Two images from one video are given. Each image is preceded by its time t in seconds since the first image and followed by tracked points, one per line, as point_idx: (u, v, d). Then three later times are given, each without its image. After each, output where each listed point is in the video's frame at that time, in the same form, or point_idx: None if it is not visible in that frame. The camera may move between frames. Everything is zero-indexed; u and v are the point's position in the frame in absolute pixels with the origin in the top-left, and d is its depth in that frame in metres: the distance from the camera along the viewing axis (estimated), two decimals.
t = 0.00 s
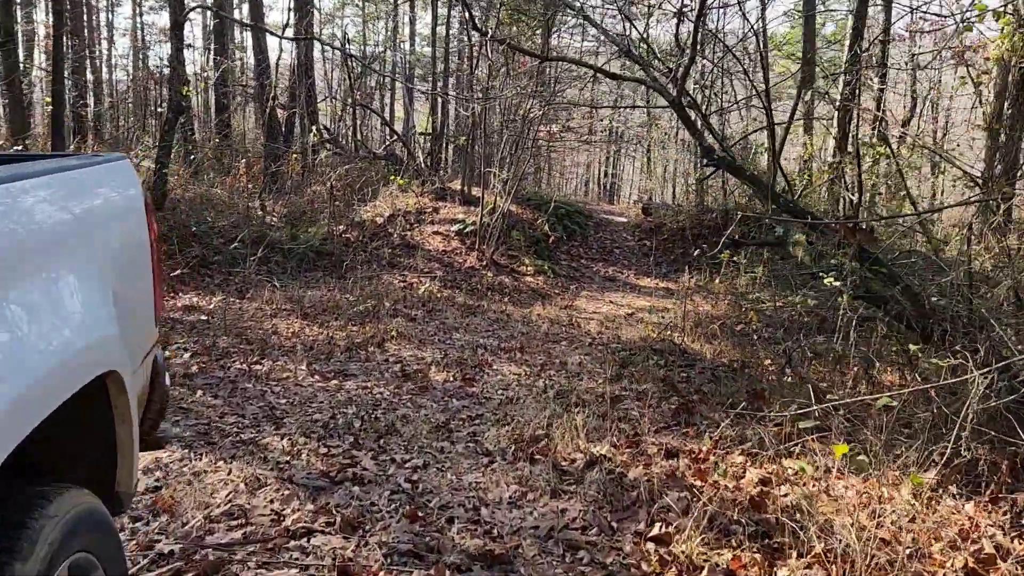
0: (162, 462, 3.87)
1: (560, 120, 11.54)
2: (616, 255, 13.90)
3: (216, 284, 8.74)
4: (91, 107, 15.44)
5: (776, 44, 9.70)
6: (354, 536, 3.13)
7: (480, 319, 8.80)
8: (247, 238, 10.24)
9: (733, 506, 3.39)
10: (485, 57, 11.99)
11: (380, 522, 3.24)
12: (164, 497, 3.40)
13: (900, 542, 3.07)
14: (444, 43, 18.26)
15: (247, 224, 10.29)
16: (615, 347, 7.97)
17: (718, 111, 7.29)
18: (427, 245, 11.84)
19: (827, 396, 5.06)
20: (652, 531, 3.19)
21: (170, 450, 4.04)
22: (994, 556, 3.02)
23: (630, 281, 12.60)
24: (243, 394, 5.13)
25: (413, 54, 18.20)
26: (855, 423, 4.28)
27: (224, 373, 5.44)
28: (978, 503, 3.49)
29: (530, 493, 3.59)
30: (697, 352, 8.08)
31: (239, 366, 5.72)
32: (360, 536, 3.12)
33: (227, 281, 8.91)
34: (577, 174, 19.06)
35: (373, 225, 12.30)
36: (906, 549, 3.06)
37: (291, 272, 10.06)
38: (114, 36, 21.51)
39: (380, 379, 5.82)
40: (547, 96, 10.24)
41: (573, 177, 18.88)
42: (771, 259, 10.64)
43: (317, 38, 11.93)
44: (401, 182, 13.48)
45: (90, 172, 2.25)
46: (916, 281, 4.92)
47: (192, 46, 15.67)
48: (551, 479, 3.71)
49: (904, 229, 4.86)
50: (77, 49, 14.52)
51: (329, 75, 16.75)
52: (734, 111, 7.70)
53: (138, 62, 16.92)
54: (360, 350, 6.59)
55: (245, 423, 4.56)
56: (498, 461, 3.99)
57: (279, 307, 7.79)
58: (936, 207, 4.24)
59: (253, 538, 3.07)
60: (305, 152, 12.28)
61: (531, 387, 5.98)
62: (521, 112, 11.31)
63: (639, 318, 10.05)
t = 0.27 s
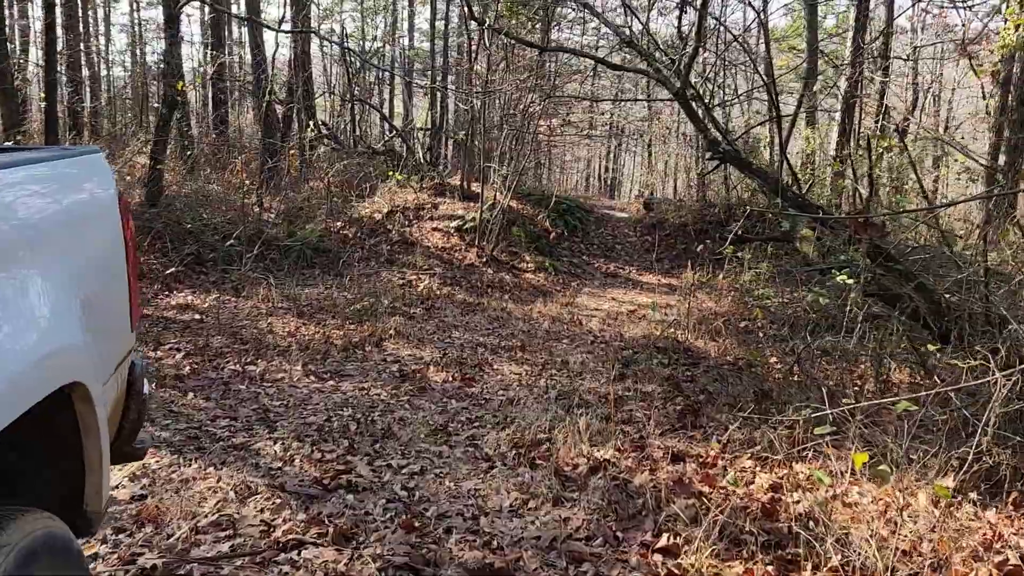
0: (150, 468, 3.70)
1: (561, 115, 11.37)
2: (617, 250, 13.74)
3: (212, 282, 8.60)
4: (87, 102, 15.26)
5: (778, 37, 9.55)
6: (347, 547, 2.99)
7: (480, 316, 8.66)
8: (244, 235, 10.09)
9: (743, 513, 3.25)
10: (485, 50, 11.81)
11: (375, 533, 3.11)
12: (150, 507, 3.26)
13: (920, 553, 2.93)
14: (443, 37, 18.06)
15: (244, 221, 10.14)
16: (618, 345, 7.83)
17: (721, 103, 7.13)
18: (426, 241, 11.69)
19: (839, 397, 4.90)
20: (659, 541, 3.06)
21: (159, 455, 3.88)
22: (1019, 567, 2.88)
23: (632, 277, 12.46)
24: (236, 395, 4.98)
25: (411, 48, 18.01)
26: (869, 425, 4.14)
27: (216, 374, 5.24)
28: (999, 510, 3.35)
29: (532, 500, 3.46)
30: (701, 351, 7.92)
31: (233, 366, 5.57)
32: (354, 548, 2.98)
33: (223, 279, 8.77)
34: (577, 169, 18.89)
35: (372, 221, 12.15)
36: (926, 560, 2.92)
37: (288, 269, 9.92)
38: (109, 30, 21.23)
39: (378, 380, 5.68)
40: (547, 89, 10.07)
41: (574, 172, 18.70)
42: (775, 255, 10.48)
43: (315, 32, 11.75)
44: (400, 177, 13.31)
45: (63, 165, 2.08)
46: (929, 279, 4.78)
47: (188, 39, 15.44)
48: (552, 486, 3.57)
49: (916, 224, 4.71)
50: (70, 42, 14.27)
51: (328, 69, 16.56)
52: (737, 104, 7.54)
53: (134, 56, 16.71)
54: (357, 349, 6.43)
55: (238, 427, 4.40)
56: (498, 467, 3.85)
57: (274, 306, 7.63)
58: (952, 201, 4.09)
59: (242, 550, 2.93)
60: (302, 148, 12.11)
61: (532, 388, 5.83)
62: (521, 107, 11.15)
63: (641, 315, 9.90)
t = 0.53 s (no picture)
0: (139, 477, 3.49)
1: (562, 110, 11.20)
2: (618, 247, 13.57)
3: (207, 279, 8.43)
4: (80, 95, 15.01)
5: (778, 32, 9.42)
6: (344, 564, 2.83)
7: (480, 314, 8.49)
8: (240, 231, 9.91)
9: (759, 526, 3.12)
10: (485, 43, 11.63)
11: (374, 547, 2.95)
12: (137, 519, 3.08)
13: (948, 569, 2.78)
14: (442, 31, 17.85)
15: (240, 218, 9.96)
16: (622, 345, 7.67)
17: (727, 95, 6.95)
18: (426, 237, 11.51)
19: (853, 401, 4.75)
20: (672, 556, 2.93)
21: (148, 463, 3.66)
22: None
23: (633, 274, 12.31)
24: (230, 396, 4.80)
25: (410, 42, 17.78)
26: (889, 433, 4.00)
27: (210, 376, 5.02)
28: None
29: (538, 511, 3.32)
30: (706, 351, 7.75)
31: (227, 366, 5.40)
32: (352, 563, 2.83)
33: (219, 277, 8.60)
34: (578, 165, 18.70)
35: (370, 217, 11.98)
36: None
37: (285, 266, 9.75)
38: (104, 21, 20.89)
39: (377, 381, 5.52)
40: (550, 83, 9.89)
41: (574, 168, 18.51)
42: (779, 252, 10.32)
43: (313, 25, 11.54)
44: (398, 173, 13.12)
45: (32, 161, 1.88)
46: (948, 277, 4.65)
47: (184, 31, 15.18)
48: (559, 496, 3.44)
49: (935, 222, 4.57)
50: (63, 33, 13.99)
51: (325, 63, 16.32)
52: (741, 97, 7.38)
53: (128, 49, 16.44)
54: (355, 349, 6.27)
55: (232, 431, 4.21)
56: (502, 476, 3.71)
57: (271, 305, 7.44)
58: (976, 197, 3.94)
59: (233, 566, 2.77)
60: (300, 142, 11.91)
61: (535, 390, 5.66)
62: (521, 102, 10.99)
63: (644, 313, 9.72)
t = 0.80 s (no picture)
0: (133, 487, 3.28)
1: (569, 107, 11.04)
2: (624, 244, 13.40)
3: (208, 277, 8.28)
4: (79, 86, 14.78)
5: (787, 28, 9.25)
6: None
7: (486, 314, 8.33)
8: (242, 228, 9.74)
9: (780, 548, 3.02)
10: (492, 38, 11.44)
11: (377, 567, 2.81)
12: (129, 536, 2.86)
13: None
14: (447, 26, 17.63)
15: (242, 214, 9.80)
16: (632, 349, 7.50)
17: (741, 92, 6.76)
18: (430, 234, 11.35)
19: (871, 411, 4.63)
20: None
21: (144, 472, 3.45)
22: None
23: (640, 272, 12.13)
24: (228, 400, 4.59)
25: (414, 36, 17.57)
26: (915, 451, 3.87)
27: (209, 378, 4.83)
28: None
29: (551, 529, 3.20)
30: (717, 353, 7.58)
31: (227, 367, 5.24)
32: None
33: (220, 275, 8.45)
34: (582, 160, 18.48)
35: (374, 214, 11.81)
36: None
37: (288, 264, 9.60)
38: (104, 12, 20.62)
39: (381, 384, 5.37)
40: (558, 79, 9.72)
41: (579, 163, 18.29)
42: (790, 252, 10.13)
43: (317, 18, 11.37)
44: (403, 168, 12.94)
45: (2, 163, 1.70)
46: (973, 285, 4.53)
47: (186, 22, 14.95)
48: (571, 513, 3.33)
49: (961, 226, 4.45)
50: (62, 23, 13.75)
51: (328, 56, 16.11)
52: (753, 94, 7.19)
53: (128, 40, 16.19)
54: (359, 350, 6.13)
55: (231, 438, 4.02)
56: (511, 489, 3.61)
57: (272, 304, 7.28)
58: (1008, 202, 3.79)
59: None
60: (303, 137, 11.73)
61: (544, 395, 5.50)
62: (527, 98, 10.83)
63: (653, 312, 9.55)
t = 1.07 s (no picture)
0: (126, 499, 3.12)
1: (582, 104, 10.85)
2: (637, 243, 13.18)
3: (214, 275, 8.16)
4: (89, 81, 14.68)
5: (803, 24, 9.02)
6: None
7: (496, 314, 8.17)
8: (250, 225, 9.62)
9: None
10: (504, 33, 11.25)
11: None
12: (117, 555, 2.70)
13: None
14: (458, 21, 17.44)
15: (250, 211, 9.68)
16: (645, 352, 7.31)
17: (758, 89, 6.52)
18: (440, 232, 11.20)
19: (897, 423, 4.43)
20: None
21: (138, 482, 3.29)
22: None
23: (653, 271, 11.92)
24: (229, 405, 4.44)
25: (425, 32, 17.38)
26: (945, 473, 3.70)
27: (210, 382, 4.69)
28: None
29: (561, 550, 3.05)
30: (733, 356, 7.37)
31: (229, 369, 5.10)
32: None
33: (227, 273, 8.33)
34: (594, 157, 18.25)
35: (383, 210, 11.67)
36: None
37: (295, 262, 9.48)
38: (114, 5, 20.54)
39: (386, 389, 5.22)
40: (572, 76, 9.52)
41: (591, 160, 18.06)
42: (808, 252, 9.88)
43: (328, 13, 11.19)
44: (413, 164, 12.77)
45: None
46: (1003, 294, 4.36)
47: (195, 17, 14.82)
48: (583, 532, 3.19)
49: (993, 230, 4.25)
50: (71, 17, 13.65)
51: (338, 51, 15.94)
52: (770, 91, 6.96)
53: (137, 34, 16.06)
54: (365, 352, 5.98)
55: (229, 446, 3.87)
56: (520, 505, 3.46)
57: (278, 303, 7.15)
58: None
59: None
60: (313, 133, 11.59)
61: (554, 401, 5.33)
62: (539, 94, 10.65)
63: (666, 313, 9.34)
